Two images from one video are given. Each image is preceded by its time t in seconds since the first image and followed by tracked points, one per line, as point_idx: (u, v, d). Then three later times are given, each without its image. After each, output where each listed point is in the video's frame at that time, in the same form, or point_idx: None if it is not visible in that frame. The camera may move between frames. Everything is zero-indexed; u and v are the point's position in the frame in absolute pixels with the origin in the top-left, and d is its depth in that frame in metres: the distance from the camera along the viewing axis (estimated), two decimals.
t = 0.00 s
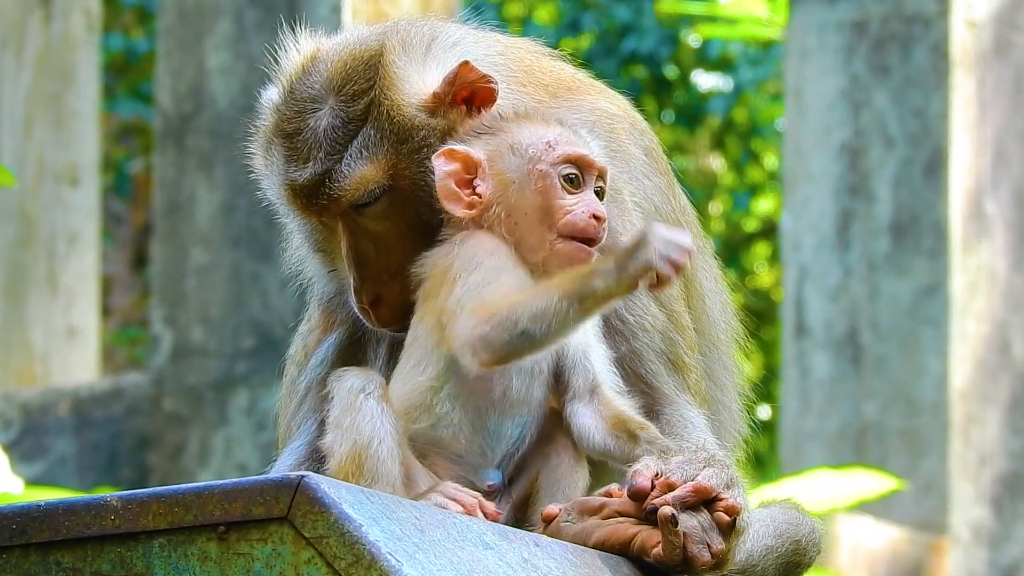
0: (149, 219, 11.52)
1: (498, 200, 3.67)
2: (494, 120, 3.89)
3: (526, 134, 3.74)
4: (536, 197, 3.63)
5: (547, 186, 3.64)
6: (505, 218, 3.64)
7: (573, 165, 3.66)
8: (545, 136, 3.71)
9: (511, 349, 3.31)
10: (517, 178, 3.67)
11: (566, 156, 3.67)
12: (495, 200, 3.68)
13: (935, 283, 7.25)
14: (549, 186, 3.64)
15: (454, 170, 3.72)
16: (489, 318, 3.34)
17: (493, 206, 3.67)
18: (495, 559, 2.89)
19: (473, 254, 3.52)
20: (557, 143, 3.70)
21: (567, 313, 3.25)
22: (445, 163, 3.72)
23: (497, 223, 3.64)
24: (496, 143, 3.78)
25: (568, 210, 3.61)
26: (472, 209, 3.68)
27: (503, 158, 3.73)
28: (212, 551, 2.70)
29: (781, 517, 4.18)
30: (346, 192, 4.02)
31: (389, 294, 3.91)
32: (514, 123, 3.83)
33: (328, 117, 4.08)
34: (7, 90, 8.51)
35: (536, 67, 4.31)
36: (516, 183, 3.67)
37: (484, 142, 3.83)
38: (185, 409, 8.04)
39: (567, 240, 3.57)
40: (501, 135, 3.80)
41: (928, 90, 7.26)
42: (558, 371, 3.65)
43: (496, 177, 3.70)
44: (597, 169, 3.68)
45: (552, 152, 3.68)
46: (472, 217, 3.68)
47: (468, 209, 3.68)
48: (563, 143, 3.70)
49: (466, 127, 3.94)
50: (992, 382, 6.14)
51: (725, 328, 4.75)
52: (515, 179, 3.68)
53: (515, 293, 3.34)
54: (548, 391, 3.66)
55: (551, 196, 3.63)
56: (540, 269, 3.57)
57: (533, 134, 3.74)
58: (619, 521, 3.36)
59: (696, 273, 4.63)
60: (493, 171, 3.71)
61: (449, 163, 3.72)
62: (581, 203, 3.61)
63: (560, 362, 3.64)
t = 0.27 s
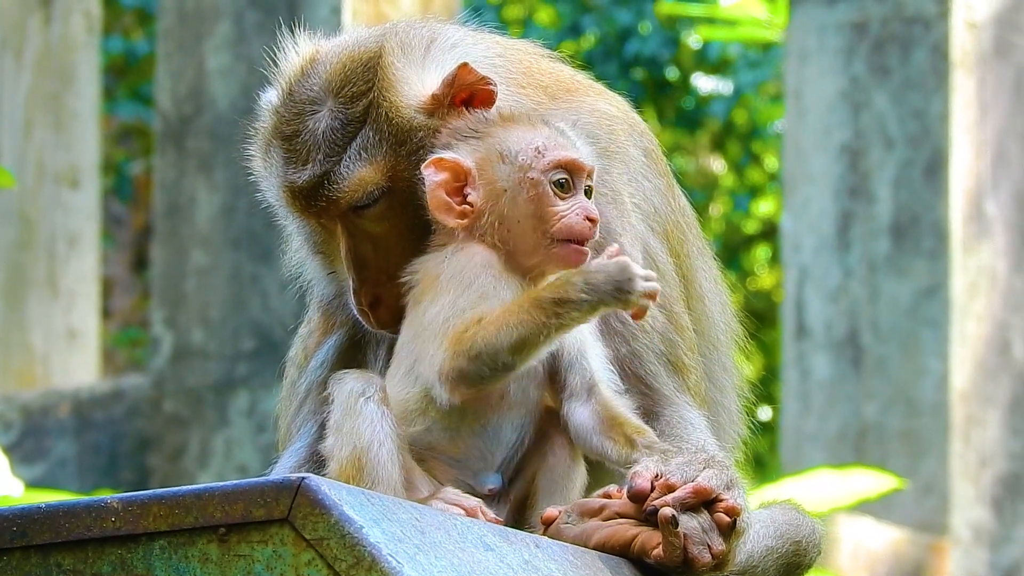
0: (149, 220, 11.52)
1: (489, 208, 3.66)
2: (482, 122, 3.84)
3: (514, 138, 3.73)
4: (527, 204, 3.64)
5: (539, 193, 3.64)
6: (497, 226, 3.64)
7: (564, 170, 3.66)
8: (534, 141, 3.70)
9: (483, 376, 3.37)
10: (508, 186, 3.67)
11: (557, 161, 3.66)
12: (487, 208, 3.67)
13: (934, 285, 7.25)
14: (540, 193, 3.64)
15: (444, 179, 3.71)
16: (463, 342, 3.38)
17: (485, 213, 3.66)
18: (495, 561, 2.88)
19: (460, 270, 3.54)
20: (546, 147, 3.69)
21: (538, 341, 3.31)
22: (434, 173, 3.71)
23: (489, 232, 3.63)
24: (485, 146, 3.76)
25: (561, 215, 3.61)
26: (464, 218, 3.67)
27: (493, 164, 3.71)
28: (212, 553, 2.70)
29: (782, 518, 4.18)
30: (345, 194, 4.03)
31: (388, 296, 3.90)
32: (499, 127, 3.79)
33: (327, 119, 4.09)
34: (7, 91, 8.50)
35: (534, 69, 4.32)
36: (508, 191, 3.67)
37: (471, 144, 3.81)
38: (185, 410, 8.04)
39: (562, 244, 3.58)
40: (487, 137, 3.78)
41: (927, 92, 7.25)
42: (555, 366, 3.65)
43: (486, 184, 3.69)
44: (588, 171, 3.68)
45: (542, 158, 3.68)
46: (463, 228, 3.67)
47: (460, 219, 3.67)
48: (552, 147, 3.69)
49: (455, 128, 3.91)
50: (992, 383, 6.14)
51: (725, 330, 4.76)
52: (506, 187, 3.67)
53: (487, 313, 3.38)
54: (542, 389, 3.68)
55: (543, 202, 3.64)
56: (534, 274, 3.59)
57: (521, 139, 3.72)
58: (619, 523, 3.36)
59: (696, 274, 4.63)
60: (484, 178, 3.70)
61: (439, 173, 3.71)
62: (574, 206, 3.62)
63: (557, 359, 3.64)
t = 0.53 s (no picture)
0: (149, 221, 11.51)
1: (488, 210, 3.70)
2: (471, 124, 3.88)
3: (507, 138, 3.76)
4: (526, 204, 3.69)
5: (538, 192, 3.69)
6: (497, 228, 3.67)
7: (559, 166, 3.72)
8: (527, 140, 3.74)
9: (487, 378, 3.40)
10: (506, 187, 3.71)
11: (552, 159, 3.71)
12: (485, 210, 3.70)
13: (935, 285, 7.26)
14: (538, 192, 3.69)
15: (441, 184, 3.73)
16: (463, 347, 3.40)
17: (484, 215, 3.69)
18: (496, 561, 2.89)
19: (461, 275, 3.56)
20: (540, 146, 3.73)
21: (535, 336, 3.33)
22: (431, 179, 3.72)
23: (488, 235, 3.67)
24: (478, 148, 3.79)
25: (560, 212, 3.67)
26: (463, 221, 3.69)
27: (489, 166, 3.74)
28: (213, 552, 2.71)
29: (782, 517, 4.18)
30: (346, 194, 4.02)
31: (388, 295, 3.93)
32: (489, 129, 3.82)
33: (328, 119, 4.07)
34: (7, 92, 8.50)
35: (535, 69, 4.32)
36: (506, 193, 3.71)
37: (465, 146, 3.83)
38: (185, 410, 8.04)
39: (563, 241, 3.63)
40: (482, 138, 3.80)
41: (929, 92, 7.26)
42: (554, 364, 3.63)
43: (484, 186, 3.72)
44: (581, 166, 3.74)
45: (537, 157, 3.72)
46: (463, 232, 3.68)
47: (460, 223, 3.68)
48: (546, 145, 3.73)
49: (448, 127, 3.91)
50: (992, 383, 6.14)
51: (726, 329, 4.76)
52: (505, 188, 3.71)
53: (483, 314, 3.40)
54: (539, 388, 3.66)
55: (541, 201, 3.69)
56: (535, 272, 3.65)
57: (514, 138, 3.76)
58: (620, 523, 3.36)
59: (696, 273, 4.63)
60: (481, 181, 3.73)
61: (436, 178, 3.73)
62: (572, 202, 3.68)
63: (555, 357, 3.62)
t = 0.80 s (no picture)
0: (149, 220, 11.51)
1: (476, 211, 3.67)
2: (459, 124, 3.85)
3: (494, 139, 3.73)
4: (514, 206, 3.65)
5: (525, 193, 3.65)
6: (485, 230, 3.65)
7: (547, 167, 3.68)
8: (515, 141, 3.71)
9: (477, 378, 3.38)
10: (493, 189, 3.68)
11: (539, 160, 3.67)
12: (473, 212, 3.67)
13: (935, 285, 7.28)
14: (526, 194, 3.65)
15: (429, 186, 3.70)
16: (454, 348, 3.38)
17: (472, 217, 3.67)
18: (495, 560, 2.88)
19: (452, 275, 3.53)
20: (528, 146, 3.70)
21: (527, 337, 3.32)
22: (418, 181, 3.70)
23: (476, 237, 3.65)
24: (466, 149, 3.76)
25: (547, 213, 3.63)
26: (451, 224, 3.67)
27: (476, 168, 3.71)
28: (213, 552, 2.70)
29: (781, 516, 4.18)
30: (341, 194, 4.00)
31: (385, 295, 3.92)
32: (477, 130, 3.79)
33: (324, 119, 4.08)
34: (7, 92, 8.50)
35: (531, 68, 4.34)
36: (494, 194, 3.67)
37: (453, 147, 3.80)
38: (185, 411, 8.04)
39: (551, 242, 3.60)
40: (470, 139, 3.77)
41: (929, 92, 7.28)
42: (547, 360, 3.64)
43: (472, 188, 3.69)
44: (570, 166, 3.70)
45: (524, 158, 3.69)
46: (451, 233, 3.66)
47: (447, 225, 3.66)
48: (534, 146, 3.70)
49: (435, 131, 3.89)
50: (992, 383, 6.14)
51: (724, 328, 4.76)
52: (492, 190, 3.68)
53: (475, 314, 3.38)
54: (532, 386, 3.66)
55: (528, 203, 3.65)
56: (525, 274, 3.63)
57: (502, 139, 3.72)
58: (619, 523, 3.36)
59: (693, 272, 4.63)
60: (469, 184, 3.70)
61: (422, 181, 3.70)
62: (560, 203, 3.64)
63: (549, 349, 3.63)
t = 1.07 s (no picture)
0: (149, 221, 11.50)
1: (467, 211, 3.60)
2: (462, 120, 3.75)
3: (494, 139, 3.64)
4: (506, 208, 3.57)
5: (519, 198, 3.57)
6: (474, 231, 3.58)
7: (545, 174, 3.58)
8: (516, 144, 3.62)
9: (451, 384, 3.40)
10: (488, 190, 3.60)
11: (538, 166, 3.58)
12: (465, 210, 3.60)
13: (935, 285, 7.29)
14: (521, 199, 3.57)
15: (423, 181, 3.64)
16: (426, 355, 3.39)
17: (463, 216, 3.60)
18: (494, 560, 2.88)
19: (430, 279, 3.52)
20: (528, 151, 3.61)
21: (499, 343, 3.32)
22: (413, 175, 3.64)
23: (464, 237, 3.58)
24: (463, 145, 3.68)
25: (539, 221, 3.55)
26: (441, 220, 3.61)
27: (474, 166, 3.63)
28: (212, 552, 2.70)
29: (779, 515, 4.18)
30: (338, 194, 4.01)
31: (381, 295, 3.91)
32: (478, 129, 3.69)
33: (320, 120, 4.08)
34: (7, 92, 8.50)
35: (527, 68, 4.34)
36: (488, 195, 3.60)
37: (450, 141, 3.72)
38: (185, 411, 8.04)
39: (538, 249, 3.54)
40: (468, 136, 3.69)
41: (929, 92, 7.31)
42: (536, 362, 3.65)
43: (467, 187, 3.62)
44: (569, 175, 3.61)
45: (523, 162, 3.59)
46: (441, 229, 3.61)
47: (438, 221, 3.61)
48: (534, 151, 3.61)
49: (439, 124, 3.81)
50: (992, 384, 6.14)
51: (721, 328, 4.76)
52: (486, 191, 3.60)
53: (446, 320, 3.38)
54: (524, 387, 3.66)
55: (522, 207, 3.57)
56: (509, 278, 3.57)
57: (502, 141, 3.64)
58: (617, 523, 3.36)
59: (690, 272, 4.63)
60: (464, 182, 3.63)
61: (417, 175, 3.65)
62: (552, 212, 3.56)
63: (536, 353, 3.64)
